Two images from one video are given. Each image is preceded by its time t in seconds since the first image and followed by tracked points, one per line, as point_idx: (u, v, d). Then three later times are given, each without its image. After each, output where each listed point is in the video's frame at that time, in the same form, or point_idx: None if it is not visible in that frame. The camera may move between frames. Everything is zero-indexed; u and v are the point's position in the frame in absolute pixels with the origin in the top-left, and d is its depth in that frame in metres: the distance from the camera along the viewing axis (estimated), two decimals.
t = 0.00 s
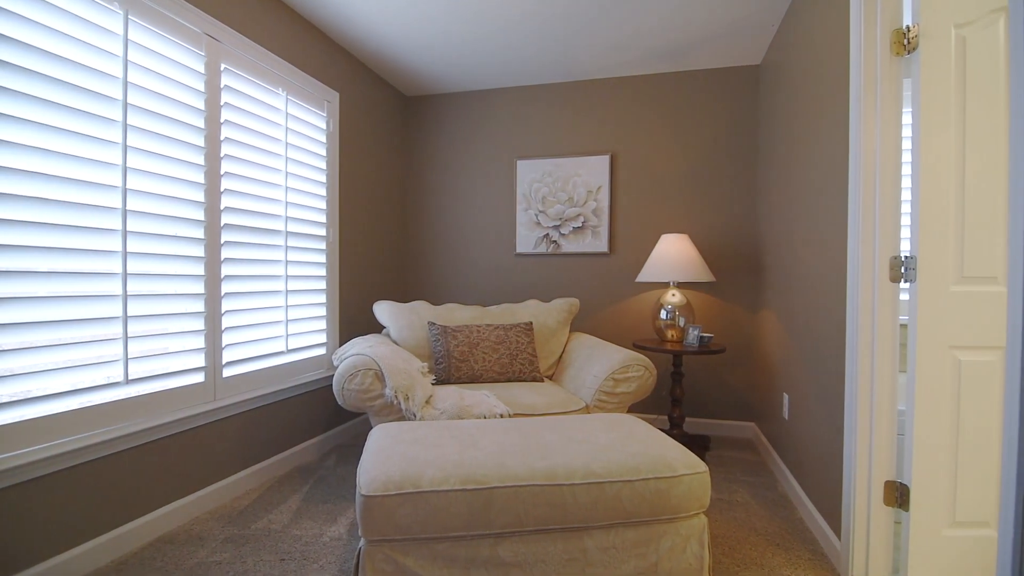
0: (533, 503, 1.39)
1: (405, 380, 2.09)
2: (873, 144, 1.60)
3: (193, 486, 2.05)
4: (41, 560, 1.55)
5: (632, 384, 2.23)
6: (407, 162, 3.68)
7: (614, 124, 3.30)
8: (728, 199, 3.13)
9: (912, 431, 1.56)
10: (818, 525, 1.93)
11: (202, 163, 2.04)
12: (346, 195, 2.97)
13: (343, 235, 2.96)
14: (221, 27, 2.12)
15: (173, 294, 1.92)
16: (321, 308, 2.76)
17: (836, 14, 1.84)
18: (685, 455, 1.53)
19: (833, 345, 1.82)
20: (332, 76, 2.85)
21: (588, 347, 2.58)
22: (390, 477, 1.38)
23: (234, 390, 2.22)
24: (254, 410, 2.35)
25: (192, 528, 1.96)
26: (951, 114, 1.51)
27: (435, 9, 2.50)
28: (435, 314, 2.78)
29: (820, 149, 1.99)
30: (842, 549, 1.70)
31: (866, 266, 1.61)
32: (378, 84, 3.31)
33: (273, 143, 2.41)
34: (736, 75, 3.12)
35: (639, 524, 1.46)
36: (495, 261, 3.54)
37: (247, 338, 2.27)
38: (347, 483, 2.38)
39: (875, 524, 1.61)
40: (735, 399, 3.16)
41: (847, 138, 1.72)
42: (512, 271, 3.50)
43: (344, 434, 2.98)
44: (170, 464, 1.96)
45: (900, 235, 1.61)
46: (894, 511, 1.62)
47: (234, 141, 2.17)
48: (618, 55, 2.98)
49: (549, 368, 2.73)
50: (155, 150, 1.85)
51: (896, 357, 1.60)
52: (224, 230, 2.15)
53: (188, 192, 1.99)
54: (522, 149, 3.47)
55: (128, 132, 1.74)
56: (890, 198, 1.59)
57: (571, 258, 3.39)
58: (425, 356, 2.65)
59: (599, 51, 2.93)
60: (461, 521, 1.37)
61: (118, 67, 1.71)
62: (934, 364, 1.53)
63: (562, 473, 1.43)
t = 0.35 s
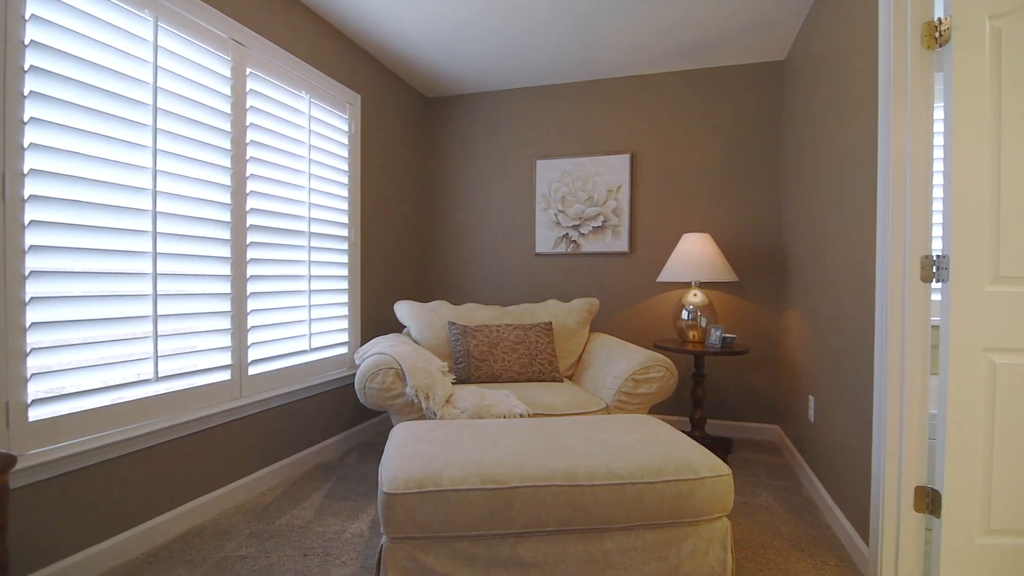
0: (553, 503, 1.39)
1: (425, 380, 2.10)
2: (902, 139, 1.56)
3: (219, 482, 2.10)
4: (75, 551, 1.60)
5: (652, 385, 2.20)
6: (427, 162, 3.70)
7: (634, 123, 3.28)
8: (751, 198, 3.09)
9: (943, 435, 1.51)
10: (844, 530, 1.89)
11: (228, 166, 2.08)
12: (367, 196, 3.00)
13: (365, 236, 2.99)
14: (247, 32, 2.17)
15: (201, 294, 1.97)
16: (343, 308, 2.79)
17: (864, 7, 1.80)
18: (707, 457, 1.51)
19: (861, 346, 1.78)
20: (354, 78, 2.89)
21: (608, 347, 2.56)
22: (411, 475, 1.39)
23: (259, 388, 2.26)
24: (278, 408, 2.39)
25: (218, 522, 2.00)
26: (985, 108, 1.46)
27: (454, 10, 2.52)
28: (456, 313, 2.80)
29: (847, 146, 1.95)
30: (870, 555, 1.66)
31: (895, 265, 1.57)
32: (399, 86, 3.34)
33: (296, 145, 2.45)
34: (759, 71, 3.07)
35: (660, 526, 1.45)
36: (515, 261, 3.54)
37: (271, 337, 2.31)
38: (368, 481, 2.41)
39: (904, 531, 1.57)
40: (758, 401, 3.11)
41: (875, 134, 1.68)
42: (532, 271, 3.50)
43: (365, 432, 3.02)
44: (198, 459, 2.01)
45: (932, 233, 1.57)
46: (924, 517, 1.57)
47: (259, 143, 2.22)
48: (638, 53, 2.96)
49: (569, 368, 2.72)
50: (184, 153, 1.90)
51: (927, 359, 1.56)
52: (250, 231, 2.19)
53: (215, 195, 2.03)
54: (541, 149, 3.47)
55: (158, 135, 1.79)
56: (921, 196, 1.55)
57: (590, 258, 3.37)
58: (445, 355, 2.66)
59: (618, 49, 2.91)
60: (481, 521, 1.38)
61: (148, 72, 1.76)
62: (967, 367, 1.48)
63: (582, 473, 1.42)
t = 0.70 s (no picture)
0: (574, 504, 1.39)
1: (446, 379, 2.12)
2: (934, 135, 1.52)
3: (245, 477, 2.14)
4: (108, 542, 1.65)
5: (674, 386, 2.18)
6: (448, 163, 3.73)
7: (655, 121, 3.25)
8: (775, 196, 3.03)
9: (977, 440, 1.46)
10: (873, 536, 1.85)
11: (254, 168, 2.12)
12: (389, 196, 3.03)
13: (386, 236, 3.02)
14: (272, 36, 2.21)
15: (228, 293, 2.01)
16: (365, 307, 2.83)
17: None
18: (730, 459, 1.49)
19: (890, 347, 1.73)
20: (375, 80, 2.92)
21: (629, 348, 2.54)
22: (432, 474, 1.40)
23: (284, 386, 2.31)
24: (302, 406, 2.43)
25: (244, 517, 2.05)
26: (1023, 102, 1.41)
27: (474, 11, 2.52)
28: (475, 313, 2.81)
29: (875, 142, 1.90)
30: (900, 563, 1.61)
31: (926, 264, 1.52)
32: (419, 87, 3.37)
33: (319, 147, 2.48)
34: (784, 67, 3.01)
35: (681, 529, 1.43)
36: (535, 261, 3.54)
37: (295, 336, 2.35)
38: (389, 478, 2.43)
39: (936, 538, 1.53)
40: (782, 404, 3.05)
41: (905, 130, 1.64)
42: (551, 270, 3.50)
43: (387, 430, 3.05)
44: (225, 455, 2.05)
45: (965, 232, 1.52)
46: (957, 524, 1.53)
47: (283, 146, 2.26)
48: (659, 50, 2.93)
49: (589, 369, 2.71)
50: (211, 156, 1.94)
51: (960, 361, 1.51)
52: (275, 232, 2.23)
53: (241, 197, 2.08)
54: (561, 148, 3.46)
55: (186, 138, 1.83)
56: (954, 193, 1.50)
57: (611, 258, 3.35)
58: (465, 355, 2.67)
59: (639, 47, 2.88)
60: (502, 520, 1.38)
61: (177, 77, 1.80)
62: (1004, 370, 1.43)
63: (603, 474, 1.41)
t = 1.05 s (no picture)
0: (597, 505, 1.38)
1: (469, 378, 2.12)
2: (971, 131, 1.47)
3: (273, 473, 2.19)
4: (144, 534, 1.71)
5: (699, 387, 2.15)
6: (470, 163, 3.75)
7: (679, 119, 3.21)
8: (804, 194, 2.96)
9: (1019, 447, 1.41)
10: (906, 544, 1.79)
11: (281, 170, 2.16)
12: (412, 197, 3.06)
13: (410, 237, 3.05)
14: (298, 41, 2.25)
15: (257, 293, 2.06)
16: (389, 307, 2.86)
17: None
18: (757, 463, 1.46)
19: (926, 349, 1.68)
20: (399, 82, 2.95)
21: (652, 348, 2.52)
22: (455, 472, 1.41)
23: (310, 384, 2.35)
24: (327, 404, 2.47)
25: (272, 512, 2.09)
26: None
27: (496, 11, 2.53)
28: (498, 313, 2.81)
29: (910, 138, 1.85)
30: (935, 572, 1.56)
31: (964, 264, 1.47)
32: (442, 89, 3.39)
33: (345, 149, 2.52)
34: (813, 62, 2.94)
35: (707, 533, 1.41)
36: (557, 260, 3.53)
37: (321, 335, 2.39)
38: (413, 476, 2.46)
39: (974, 547, 1.48)
40: (811, 406, 2.99)
41: (942, 125, 1.58)
42: (573, 270, 3.49)
43: (410, 429, 3.08)
44: (253, 451, 2.10)
45: (1006, 230, 1.46)
46: (996, 534, 1.47)
47: (310, 148, 2.30)
48: (684, 47, 2.89)
49: (612, 369, 2.69)
50: (240, 159, 1.98)
51: (999, 364, 1.46)
52: (302, 233, 2.28)
53: (270, 198, 2.12)
54: (583, 147, 3.44)
55: (217, 141, 1.88)
56: (993, 190, 1.45)
57: (634, 258, 3.32)
58: (487, 354, 2.68)
59: (662, 44, 2.85)
60: (525, 520, 1.38)
61: (208, 82, 1.85)
62: None
63: (626, 476, 1.40)
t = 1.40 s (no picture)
0: (618, 506, 1.37)
1: (489, 378, 2.13)
2: (1008, 126, 1.42)
3: (297, 469, 2.23)
4: (173, 527, 1.75)
5: (721, 389, 2.12)
6: (490, 163, 3.76)
7: (702, 117, 3.17)
8: (831, 192, 2.90)
9: None
10: (937, 552, 1.74)
11: (305, 172, 2.20)
12: (433, 198, 3.08)
13: (431, 237, 3.08)
14: (322, 45, 2.28)
15: (282, 293, 2.10)
16: (410, 306, 2.89)
17: None
18: (782, 466, 1.44)
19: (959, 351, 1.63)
20: (420, 83, 2.97)
21: (673, 349, 2.49)
22: (476, 472, 1.42)
23: (332, 382, 2.38)
24: (350, 402, 2.51)
25: (295, 508, 2.13)
26: None
27: (516, 12, 2.53)
28: (517, 313, 2.81)
29: (942, 134, 1.79)
30: None
31: (999, 264, 1.42)
32: (462, 89, 3.41)
33: (367, 150, 2.55)
34: (840, 57, 2.88)
35: (730, 536, 1.39)
36: (577, 260, 3.52)
37: (343, 334, 2.42)
38: (433, 474, 2.48)
39: (1009, 557, 1.43)
40: (837, 409, 2.92)
41: (976, 120, 1.53)
42: (593, 270, 3.47)
43: (430, 427, 3.10)
44: (278, 448, 2.14)
45: None
46: None
47: (332, 150, 2.33)
48: (706, 44, 2.85)
49: (632, 370, 2.67)
50: (265, 161, 2.02)
51: None
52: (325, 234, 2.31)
53: (294, 199, 2.16)
54: (604, 147, 3.42)
55: (243, 144, 1.92)
56: None
57: (655, 257, 3.29)
58: (506, 354, 2.68)
59: (684, 41, 2.82)
60: (545, 520, 1.38)
61: (234, 86, 1.89)
62: None
63: (647, 477, 1.39)
